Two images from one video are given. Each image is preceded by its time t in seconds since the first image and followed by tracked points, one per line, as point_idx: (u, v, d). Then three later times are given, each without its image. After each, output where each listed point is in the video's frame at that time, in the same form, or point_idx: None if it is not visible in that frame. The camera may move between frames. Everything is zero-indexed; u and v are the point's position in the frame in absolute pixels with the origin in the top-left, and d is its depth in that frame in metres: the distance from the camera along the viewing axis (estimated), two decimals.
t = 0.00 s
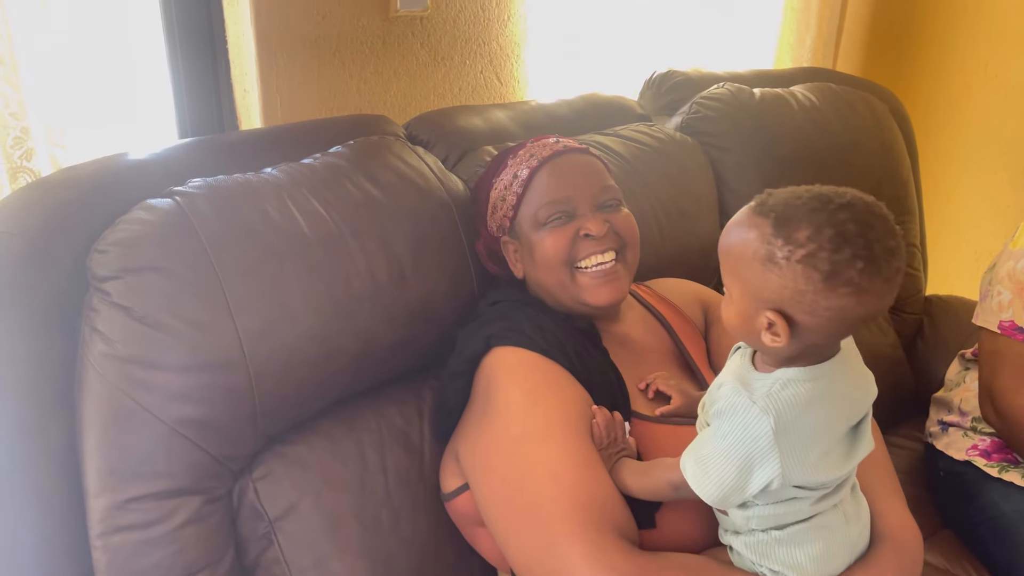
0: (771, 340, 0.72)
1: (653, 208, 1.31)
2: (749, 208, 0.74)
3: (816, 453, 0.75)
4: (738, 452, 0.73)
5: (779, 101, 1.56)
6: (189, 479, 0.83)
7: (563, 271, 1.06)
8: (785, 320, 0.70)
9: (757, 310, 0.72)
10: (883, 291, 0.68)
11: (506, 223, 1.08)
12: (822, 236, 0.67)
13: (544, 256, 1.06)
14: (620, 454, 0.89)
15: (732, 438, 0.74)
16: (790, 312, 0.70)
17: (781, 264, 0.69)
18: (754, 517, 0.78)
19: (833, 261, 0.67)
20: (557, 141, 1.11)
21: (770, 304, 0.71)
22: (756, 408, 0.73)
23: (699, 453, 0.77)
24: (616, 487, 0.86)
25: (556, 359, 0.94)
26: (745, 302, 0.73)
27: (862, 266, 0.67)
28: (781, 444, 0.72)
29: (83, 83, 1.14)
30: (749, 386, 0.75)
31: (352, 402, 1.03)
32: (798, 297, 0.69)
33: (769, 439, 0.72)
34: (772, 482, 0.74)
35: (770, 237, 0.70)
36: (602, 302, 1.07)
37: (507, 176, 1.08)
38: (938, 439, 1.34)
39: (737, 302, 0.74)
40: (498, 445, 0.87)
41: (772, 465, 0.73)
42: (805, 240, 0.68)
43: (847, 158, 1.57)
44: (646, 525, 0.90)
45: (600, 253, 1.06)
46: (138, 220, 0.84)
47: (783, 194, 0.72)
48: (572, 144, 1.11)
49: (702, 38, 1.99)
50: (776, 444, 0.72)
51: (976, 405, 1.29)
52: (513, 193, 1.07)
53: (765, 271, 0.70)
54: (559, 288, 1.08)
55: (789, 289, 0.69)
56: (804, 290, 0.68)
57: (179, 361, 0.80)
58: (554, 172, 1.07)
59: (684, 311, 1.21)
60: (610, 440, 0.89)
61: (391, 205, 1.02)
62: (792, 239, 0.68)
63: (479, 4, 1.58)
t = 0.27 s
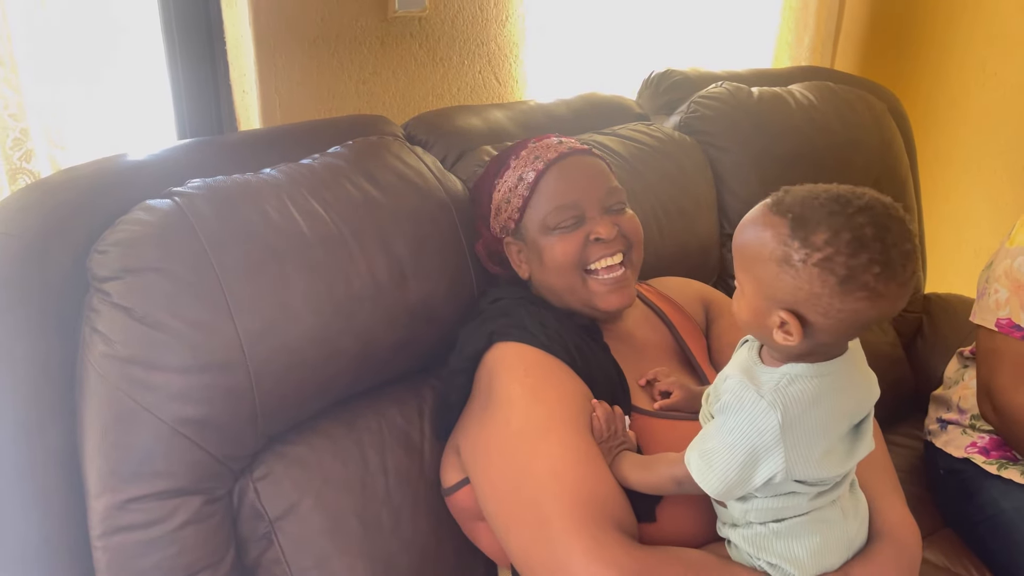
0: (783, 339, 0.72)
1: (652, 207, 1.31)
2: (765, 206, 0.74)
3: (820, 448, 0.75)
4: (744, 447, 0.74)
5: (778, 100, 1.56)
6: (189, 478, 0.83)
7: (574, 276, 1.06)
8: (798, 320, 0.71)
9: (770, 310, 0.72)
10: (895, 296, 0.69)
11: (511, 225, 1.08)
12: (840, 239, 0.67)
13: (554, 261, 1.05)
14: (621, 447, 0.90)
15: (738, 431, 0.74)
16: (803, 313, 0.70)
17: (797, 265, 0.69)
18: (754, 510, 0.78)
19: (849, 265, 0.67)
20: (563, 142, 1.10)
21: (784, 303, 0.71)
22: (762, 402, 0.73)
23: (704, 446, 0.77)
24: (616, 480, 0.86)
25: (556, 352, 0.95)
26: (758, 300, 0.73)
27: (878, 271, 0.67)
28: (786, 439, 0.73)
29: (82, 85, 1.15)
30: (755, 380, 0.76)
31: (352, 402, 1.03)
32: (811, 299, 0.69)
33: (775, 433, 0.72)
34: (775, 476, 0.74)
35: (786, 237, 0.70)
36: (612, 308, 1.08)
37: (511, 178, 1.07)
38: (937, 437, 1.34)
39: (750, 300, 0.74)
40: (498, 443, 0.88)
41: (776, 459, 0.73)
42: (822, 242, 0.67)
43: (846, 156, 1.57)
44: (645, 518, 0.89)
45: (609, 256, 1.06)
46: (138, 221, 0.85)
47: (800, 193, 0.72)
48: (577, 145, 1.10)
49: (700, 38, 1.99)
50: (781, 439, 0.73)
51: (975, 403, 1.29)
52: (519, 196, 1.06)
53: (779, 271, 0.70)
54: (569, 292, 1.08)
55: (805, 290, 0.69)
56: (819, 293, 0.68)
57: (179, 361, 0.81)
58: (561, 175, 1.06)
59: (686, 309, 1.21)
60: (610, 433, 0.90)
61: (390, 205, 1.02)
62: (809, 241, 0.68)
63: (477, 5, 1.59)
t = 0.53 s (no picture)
0: (778, 337, 0.72)
1: (649, 206, 1.31)
2: (757, 205, 0.74)
3: (819, 449, 0.75)
4: (743, 447, 0.74)
5: (775, 99, 1.56)
6: (185, 480, 0.83)
7: (582, 276, 1.06)
8: (791, 318, 0.71)
9: (764, 308, 0.72)
10: (889, 291, 0.68)
11: (511, 230, 1.07)
12: (829, 235, 0.67)
13: (559, 262, 1.05)
14: (621, 446, 0.89)
15: (737, 431, 0.74)
16: (795, 310, 0.70)
17: (787, 262, 0.69)
18: (753, 509, 0.78)
19: (838, 260, 0.67)
20: (556, 142, 1.10)
21: (777, 301, 0.71)
22: (761, 402, 0.73)
23: (704, 447, 0.77)
24: (614, 478, 0.86)
25: (557, 352, 0.95)
26: (752, 298, 0.73)
27: (868, 266, 0.67)
28: (786, 439, 0.72)
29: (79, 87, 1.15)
30: (754, 380, 0.76)
31: (350, 403, 1.03)
32: (803, 296, 0.69)
33: (774, 433, 0.72)
34: (774, 476, 0.74)
35: (777, 235, 0.70)
36: (621, 305, 1.08)
37: (508, 183, 1.06)
38: (935, 435, 1.34)
39: (745, 299, 0.75)
40: (496, 443, 0.88)
41: (775, 460, 0.73)
42: (811, 238, 0.68)
43: (843, 155, 1.57)
44: (644, 517, 0.89)
45: (613, 254, 1.07)
46: (133, 223, 0.85)
47: (790, 192, 0.72)
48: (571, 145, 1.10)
49: (698, 37, 1.99)
50: (780, 439, 0.72)
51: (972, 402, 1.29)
52: (518, 201, 1.05)
53: (771, 269, 0.71)
54: (576, 293, 1.07)
55: (796, 287, 0.69)
56: (810, 289, 0.68)
57: (174, 362, 0.81)
58: (559, 175, 1.05)
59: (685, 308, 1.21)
60: (610, 432, 0.89)
61: (386, 206, 1.02)
62: (799, 237, 0.68)
63: (474, 5, 1.59)
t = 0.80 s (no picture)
0: (770, 328, 0.72)
1: (649, 205, 1.31)
2: (746, 199, 0.75)
3: (817, 439, 0.75)
4: (740, 438, 0.74)
5: (774, 98, 1.56)
6: (185, 479, 0.83)
7: (573, 272, 1.07)
8: (782, 308, 0.71)
9: (755, 299, 0.73)
10: (878, 278, 0.68)
11: (502, 233, 1.08)
12: (815, 223, 0.67)
13: (550, 260, 1.06)
14: (620, 444, 0.90)
15: (733, 423, 0.74)
16: (786, 300, 0.70)
17: (775, 252, 0.69)
18: (751, 504, 0.78)
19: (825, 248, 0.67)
20: (539, 142, 1.10)
21: (767, 292, 0.71)
22: (757, 392, 0.73)
23: (701, 440, 0.77)
24: (614, 477, 0.86)
25: (557, 355, 0.95)
26: (744, 291, 0.74)
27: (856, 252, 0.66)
28: (782, 429, 0.72)
29: (79, 87, 1.15)
30: (750, 372, 0.76)
31: (349, 402, 1.04)
32: (793, 285, 0.69)
33: (770, 424, 0.72)
34: (772, 467, 0.74)
35: (764, 226, 0.71)
36: (616, 298, 1.08)
37: (494, 186, 1.07)
38: (936, 434, 1.34)
39: (737, 293, 0.75)
40: (496, 442, 0.88)
41: (772, 450, 0.73)
42: (798, 227, 0.68)
43: (843, 154, 1.57)
44: (644, 515, 0.89)
45: (602, 248, 1.06)
46: (133, 222, 0.85)
47: (778, 183, 0.73)
48: (553, 144, 1.10)
49: (697, 36, 1.99)
50: (777, 429, 0.72)
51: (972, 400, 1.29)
52: (504, 204, 1.06)
53: (760, 260, 0.71)
54: (569, 289, 1.08)
55: (784, 277, 0.69)
56: (798, 278, 0.68)
57: (174, 361, 0.81)
58: (542, 175, 1.06)
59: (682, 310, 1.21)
60: (609, 431, 0.89)
61: (386, 205, 1.03)
62: (785, 227, 0.69)
63: (473, 5, 1.59)
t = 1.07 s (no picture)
0: (753, 320, 0.74)
1: (648, 205, 1.31)
2: (726, 197, 0.77)
3: (806, 433, 0.75)
4: (728, 432, 0.74)
5: (774, 98, 1.56)
6: (185, 477, 0.83)
7: (564, 272, 1.07)
8: (764, 300, 0.72)
9: (737, 293, 0.74)
10: (856, 266, 0.70)
11: (494, 237, 1.08)
12: (791, 213, 0.69)
13: (541, 261, 1.06)
14: (616, 446, 0.90)
15: (721, 417, 0.75)
16: (766, 291, 0.72)
17: (754, 243, 0.71)
18: (745, 504, 0.79)
19: (801, 236, 0.69)
20: (526, 144, 1.11)
21: (748, 285, 0.73)
22: (745, 386, 0.74)
23: (690, 436, 0.78)
24: (611, 478, 0.86)
25: (555, 356, 0.95)
26: (726, 285, 0.75)
27: (832, 240, 0.68)
28: (771, 423, 0.73)
29: (80, 87, 1.16)
30: (738, 368, 0.76)
31: (349, 402, 1.04)
32: (772, 275, 0.71)
33: (758, 417, 0.73)
34: (761, 461, 0.74)
35: (742, 219, 0.73)
36: (610, 300, 1.08)
37: (484, 190, 1.08)
38: (936, 434, 1.34)
39: (720, 288, 0.76)
40: (495, 442, 0.88)
41: (760, 444, 0.73)
42: (774, 218, 0.70)
43: (843, 154, 1.57)
44: (642, 517, 0.89)
45: (593, 248, 1.07)
46: (134, 222, 0.85)
47: (755, 180, 0.75)
48: (540, 146, 1.10)
49: (698, 37, 1.99)
50: (765, 423, 0.73)
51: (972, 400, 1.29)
52: (494, 207, 1.06)
53: (740, 252, 0.73)
54: (562, 290, 1.08)
55: (763, 267, 0.71)
56: (778, 268, 0.70)
57: (174, 361, 0.81)
58: (531, 177, 1.06)
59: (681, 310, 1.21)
60: (606, 433, 0.89)
61: (386, 205, 1.03)
62: (762, 218, 0.71)
63: (474, 5, 1.59)
